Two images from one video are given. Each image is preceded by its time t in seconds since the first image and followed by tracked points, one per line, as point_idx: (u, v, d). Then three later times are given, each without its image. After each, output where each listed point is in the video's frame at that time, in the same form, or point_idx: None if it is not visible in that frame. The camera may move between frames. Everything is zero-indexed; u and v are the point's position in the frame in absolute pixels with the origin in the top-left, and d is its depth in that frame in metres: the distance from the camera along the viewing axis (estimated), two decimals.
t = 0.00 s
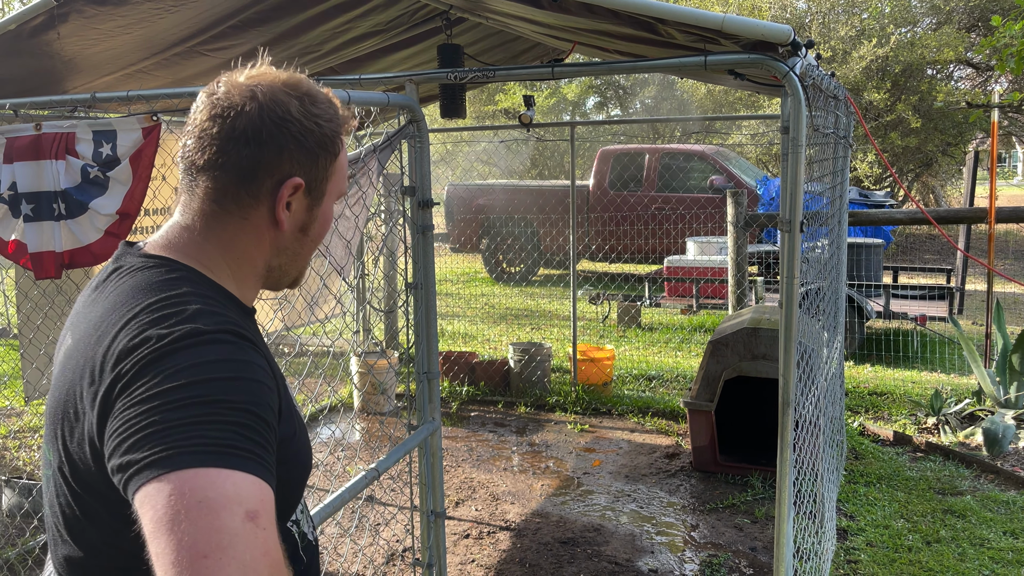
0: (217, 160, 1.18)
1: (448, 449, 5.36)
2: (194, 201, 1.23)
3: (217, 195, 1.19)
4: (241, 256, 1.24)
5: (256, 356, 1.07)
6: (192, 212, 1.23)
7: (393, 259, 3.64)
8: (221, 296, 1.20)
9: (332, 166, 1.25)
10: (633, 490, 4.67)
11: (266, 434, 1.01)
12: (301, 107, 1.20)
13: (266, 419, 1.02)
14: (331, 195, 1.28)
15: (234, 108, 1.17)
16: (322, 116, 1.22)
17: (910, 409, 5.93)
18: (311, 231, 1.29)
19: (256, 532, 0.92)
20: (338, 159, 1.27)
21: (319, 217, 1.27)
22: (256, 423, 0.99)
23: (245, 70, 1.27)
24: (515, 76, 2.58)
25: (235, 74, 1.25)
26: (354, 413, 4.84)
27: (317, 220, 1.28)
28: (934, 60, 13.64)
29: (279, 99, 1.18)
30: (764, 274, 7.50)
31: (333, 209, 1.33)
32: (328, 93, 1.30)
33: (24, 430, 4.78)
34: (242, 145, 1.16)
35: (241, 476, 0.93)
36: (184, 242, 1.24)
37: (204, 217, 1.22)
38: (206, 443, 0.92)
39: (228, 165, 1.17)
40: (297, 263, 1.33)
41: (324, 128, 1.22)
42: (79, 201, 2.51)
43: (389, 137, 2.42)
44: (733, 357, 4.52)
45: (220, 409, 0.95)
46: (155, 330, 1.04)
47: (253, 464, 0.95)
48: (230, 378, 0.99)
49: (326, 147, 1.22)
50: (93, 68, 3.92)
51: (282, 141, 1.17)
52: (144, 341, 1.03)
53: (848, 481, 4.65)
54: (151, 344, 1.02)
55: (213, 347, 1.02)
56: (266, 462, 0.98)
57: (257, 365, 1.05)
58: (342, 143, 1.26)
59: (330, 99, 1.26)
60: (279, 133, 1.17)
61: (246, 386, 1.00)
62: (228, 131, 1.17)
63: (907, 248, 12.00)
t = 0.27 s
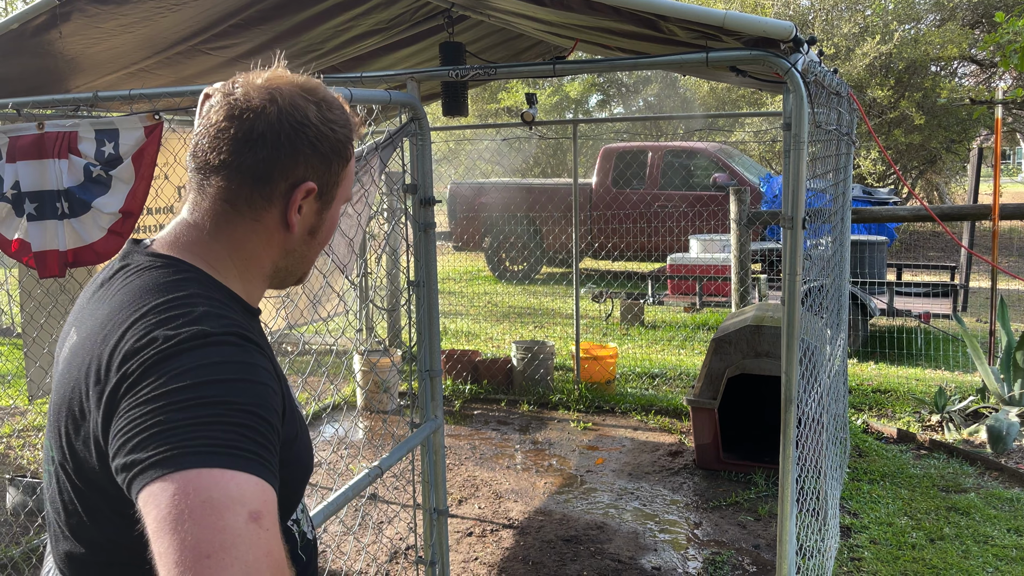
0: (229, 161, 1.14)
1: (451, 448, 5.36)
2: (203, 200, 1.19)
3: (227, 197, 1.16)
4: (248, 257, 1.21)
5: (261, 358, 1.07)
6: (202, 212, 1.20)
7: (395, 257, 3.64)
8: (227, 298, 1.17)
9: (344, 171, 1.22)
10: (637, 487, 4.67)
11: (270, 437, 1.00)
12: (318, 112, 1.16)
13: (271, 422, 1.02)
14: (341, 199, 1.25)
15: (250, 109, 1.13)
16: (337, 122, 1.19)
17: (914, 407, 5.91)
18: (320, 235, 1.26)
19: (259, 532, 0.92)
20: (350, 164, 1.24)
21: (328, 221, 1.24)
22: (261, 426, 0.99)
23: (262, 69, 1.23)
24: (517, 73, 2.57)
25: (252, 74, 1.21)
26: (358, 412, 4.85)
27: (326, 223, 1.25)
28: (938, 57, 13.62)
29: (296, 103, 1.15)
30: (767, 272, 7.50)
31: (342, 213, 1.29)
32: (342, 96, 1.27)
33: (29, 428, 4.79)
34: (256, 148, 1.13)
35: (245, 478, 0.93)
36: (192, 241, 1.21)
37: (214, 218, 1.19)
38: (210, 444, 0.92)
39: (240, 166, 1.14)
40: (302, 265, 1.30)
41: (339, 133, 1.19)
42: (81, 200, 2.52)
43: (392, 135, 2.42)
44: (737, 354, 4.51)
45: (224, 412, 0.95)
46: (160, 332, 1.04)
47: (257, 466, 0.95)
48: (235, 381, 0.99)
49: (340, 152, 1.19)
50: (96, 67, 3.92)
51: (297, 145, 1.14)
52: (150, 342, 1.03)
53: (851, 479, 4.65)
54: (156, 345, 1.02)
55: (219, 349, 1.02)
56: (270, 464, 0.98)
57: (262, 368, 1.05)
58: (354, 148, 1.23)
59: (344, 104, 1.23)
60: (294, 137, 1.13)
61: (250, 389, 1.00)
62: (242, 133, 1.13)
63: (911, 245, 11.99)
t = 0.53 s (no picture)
0: (236, 162, 1.15)
1: (457, 445, 5.37)
2: (210, 200, 1.20)
3: (234, 197, 1.16)
4: (254, 257, 1.22)
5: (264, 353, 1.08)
6: (209, 212, 1.20)
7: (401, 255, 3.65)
8: (232, 298, 1.17)
9: (350, 172, 1.22)
10: (642, 485, 4.67)
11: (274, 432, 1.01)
12: (324, 114, 1.17)
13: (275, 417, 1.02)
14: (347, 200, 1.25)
15: (258, 110, 1.14)
16: (343, 124, 1.19)
17: (921, 404, 5.90)
18: (326, 235, 1.26)
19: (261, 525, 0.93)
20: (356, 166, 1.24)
21: (334, 223, 1.25)
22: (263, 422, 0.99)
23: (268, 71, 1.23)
24: (522, 72, 2.58)
25: (260, 76, 1.22)
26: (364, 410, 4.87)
27: (332, 224, 1.25)
28: (945, 53, 13.57)
29: (303, 105, 1.15)
30: (773, 269, 7.48)
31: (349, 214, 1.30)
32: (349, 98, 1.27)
33: (37, 427, 4.82)
34: (262, 149, 1.13)
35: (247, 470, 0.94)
36: (199, 241, 1.21)
37: (221, 218, 1.19)
38: (212, 440, 0.93)
39: (246, 167, 1.14)
40: (309, 266, 1.30)
41: (345, 134, 1.19)
42: (88, 199, 2.54)
43: (396, 133, 2.42)
44: (742, 352, 4.51)
45: (228, 408, 0.96)
46: (163, 328, 1.04)
47: (259, 460, 0.96)
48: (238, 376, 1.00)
49: (346, 153, 1.19)
50: (102, 66, 3.93)
51: (303, 146, 1.14)
52: (154, 340, 1.04)
53: (857, 476, 4.64)
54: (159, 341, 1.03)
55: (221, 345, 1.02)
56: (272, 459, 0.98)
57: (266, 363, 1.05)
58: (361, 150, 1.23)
59: (351, 105, 1.23)
60: (301, 138, 1.14)
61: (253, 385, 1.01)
62: (249, 134, 1.13)
63: (918, 241, 11.95)
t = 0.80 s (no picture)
0: (238, 154, 1.14)
1: (466, 442, 5.37)
2: (215, 193, 1.19)
3: (237, 189, 1.16)
4: (258, 250, 1.21)
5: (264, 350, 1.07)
6: (214, 206, 1.20)
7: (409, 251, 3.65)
8: (235, 294, 1.17)
9: (354, 166, 1.21)
10: (652, 482, 4.66)
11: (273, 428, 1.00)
12: (326, 105, 1.16)
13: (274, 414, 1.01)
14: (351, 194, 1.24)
15: (260, 102, 1.13)
16: (346, 116, 1.18)
17: (933, 401, 5.86)
18: (330, 229, 1.25)
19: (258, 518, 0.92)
20: (360, 160, 1.23)
21: (337, 217, 1.24)
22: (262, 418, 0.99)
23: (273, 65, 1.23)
24: (529, 66, 2.56)
25: (264, 69, 1.21)
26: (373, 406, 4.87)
27: (336, 218, 1.24)
28: (959, 47, 13.46)
29: (304, 96, 1.14)
30: (784, 265, 7.45)
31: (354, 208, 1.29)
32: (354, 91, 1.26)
33: (48, 423, 4.84)
34: (263, 140, 1.12)
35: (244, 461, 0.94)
36: (204, 234, 1.20)
37: (225, 212, 1.19)
38: (209, 431, 0.92)
39: (248, 159, 1.14)
40: (314, 260, 1.29)
41: (349, 126, 1.18)
42: (98, 195, 2.54)
43: (403, 128, 2.41)
44: (752, 348, 4.49)
45: (227, 400, 0.96)
46: (163, 322, 1.04)
47: (257, 451, 0.95)
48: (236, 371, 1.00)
49: (349, 146, 1.18)
50: (111, 63, 3.94)
51: (305, 138, 1.13)
52: (154, 333, 1.03)
53: (869, 473, 4.61)
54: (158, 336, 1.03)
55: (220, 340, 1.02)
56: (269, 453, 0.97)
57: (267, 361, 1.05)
58: (365, 143, 1.22)
59: (354, 98, 1.22)
60: (302, 130, 1.13)
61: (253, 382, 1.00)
62: (251, 126, 1.13)
63: (931, 237, 11.87)
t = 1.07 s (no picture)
0: (223, 141, 1.13)
1: (477, 437, 5.35)
2: (202, 180, 1.18)
3: (223, 176, 1.14)
4: (244, 239, 1.19)
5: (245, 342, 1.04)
6: (201, 193, 1.19)
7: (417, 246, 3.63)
8: (223, 284, 1.14)
9: (344, 154, 1.18)
10: (663, 478, 4.62)
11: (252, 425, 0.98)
12: (315, 91, 1.13)
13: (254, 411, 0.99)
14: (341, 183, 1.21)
15: (246, 87, 1.12)
16: (337, 103, 1.15)
17: (950, 398, 5.78)
18: (319, 219, 1.23)
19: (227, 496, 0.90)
20: (352, 148, 1.20)
21: (327, 206, 1.22)
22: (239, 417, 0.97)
23: (265, 50, 1.21)
24: (534, 56, 2.53)
25: (256, 54, 1.20)
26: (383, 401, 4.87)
27: (325, 208, 1.22)
28: (979, 41, 13.30)
29: (291, 82, 1.12)
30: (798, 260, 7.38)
31: (346, 198, 1.27)
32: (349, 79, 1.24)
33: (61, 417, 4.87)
34: (249, 125, 1.11)
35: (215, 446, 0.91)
36: (191, 221, 1.19)
37: (211, 199, 1.17)
38: (178, 425, 0.90)
39: (233, 146, 1.12)
40: (304, 251, 1.27)
41: (338, 114, 1.15)
42: (104, 188, 2.54)
43: (406, 119, 2.39)
44: (765, 344, 4.44)
45: (199, 390, 0.94)
46: (139, 319, 1.03)
47: (230, 441, 0.93)
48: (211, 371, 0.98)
49: (338, 133, 1.16)
50: (120, 57, 3.95)
51: (291, 124, 1.11)
52: (131, 328, 1.02)
53: (883, 471, 4.55)
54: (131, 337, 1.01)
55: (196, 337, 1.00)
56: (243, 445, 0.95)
57: (245, 355, 1.02)
58: (357, 132, 1.20)
59: (348, 85, 1.19)
60: (288, 115, 1.11)
61: (230, 377, 0.98)
62: (237, 110, 1.12)
63: (950, 233, 11.74)
